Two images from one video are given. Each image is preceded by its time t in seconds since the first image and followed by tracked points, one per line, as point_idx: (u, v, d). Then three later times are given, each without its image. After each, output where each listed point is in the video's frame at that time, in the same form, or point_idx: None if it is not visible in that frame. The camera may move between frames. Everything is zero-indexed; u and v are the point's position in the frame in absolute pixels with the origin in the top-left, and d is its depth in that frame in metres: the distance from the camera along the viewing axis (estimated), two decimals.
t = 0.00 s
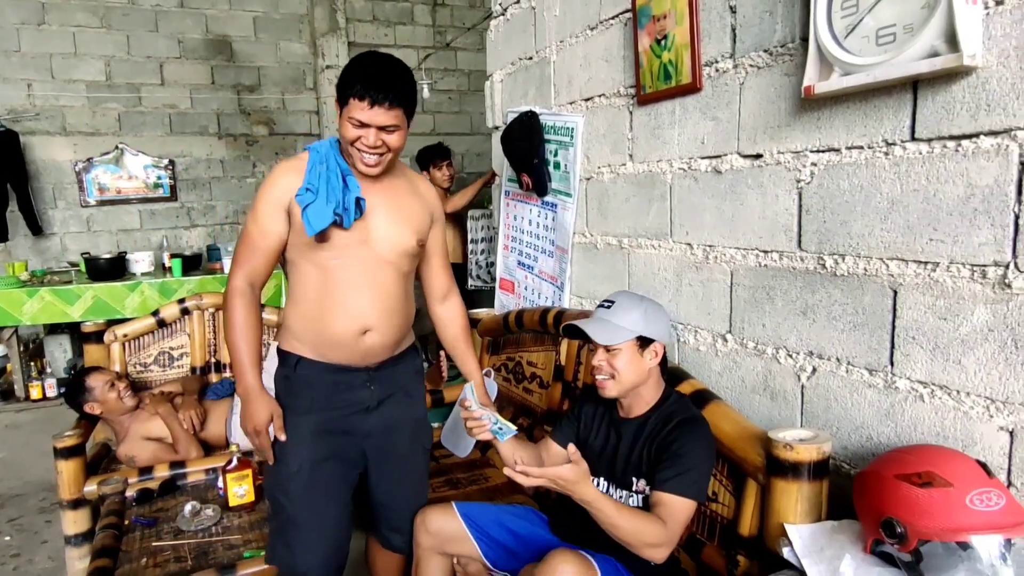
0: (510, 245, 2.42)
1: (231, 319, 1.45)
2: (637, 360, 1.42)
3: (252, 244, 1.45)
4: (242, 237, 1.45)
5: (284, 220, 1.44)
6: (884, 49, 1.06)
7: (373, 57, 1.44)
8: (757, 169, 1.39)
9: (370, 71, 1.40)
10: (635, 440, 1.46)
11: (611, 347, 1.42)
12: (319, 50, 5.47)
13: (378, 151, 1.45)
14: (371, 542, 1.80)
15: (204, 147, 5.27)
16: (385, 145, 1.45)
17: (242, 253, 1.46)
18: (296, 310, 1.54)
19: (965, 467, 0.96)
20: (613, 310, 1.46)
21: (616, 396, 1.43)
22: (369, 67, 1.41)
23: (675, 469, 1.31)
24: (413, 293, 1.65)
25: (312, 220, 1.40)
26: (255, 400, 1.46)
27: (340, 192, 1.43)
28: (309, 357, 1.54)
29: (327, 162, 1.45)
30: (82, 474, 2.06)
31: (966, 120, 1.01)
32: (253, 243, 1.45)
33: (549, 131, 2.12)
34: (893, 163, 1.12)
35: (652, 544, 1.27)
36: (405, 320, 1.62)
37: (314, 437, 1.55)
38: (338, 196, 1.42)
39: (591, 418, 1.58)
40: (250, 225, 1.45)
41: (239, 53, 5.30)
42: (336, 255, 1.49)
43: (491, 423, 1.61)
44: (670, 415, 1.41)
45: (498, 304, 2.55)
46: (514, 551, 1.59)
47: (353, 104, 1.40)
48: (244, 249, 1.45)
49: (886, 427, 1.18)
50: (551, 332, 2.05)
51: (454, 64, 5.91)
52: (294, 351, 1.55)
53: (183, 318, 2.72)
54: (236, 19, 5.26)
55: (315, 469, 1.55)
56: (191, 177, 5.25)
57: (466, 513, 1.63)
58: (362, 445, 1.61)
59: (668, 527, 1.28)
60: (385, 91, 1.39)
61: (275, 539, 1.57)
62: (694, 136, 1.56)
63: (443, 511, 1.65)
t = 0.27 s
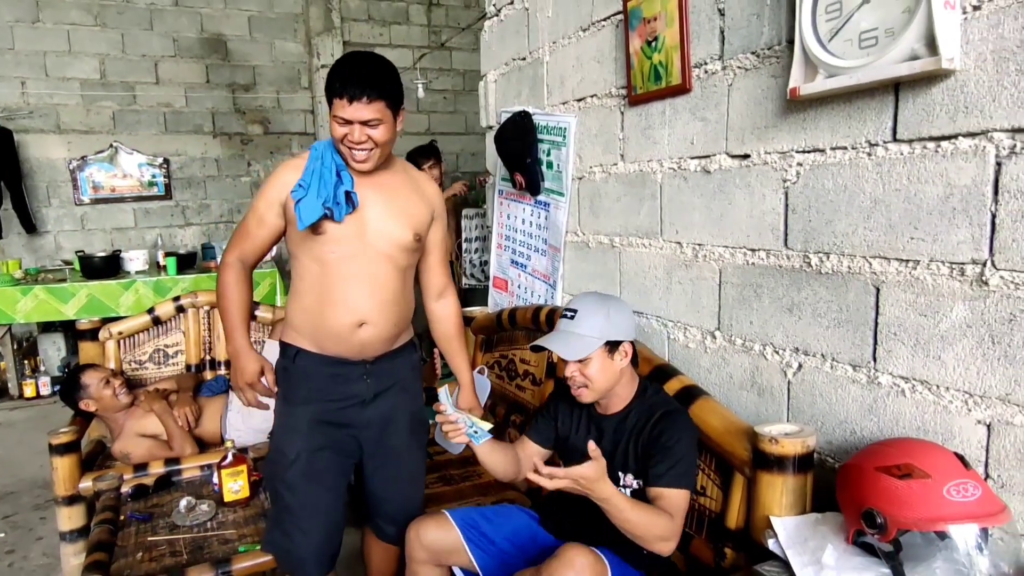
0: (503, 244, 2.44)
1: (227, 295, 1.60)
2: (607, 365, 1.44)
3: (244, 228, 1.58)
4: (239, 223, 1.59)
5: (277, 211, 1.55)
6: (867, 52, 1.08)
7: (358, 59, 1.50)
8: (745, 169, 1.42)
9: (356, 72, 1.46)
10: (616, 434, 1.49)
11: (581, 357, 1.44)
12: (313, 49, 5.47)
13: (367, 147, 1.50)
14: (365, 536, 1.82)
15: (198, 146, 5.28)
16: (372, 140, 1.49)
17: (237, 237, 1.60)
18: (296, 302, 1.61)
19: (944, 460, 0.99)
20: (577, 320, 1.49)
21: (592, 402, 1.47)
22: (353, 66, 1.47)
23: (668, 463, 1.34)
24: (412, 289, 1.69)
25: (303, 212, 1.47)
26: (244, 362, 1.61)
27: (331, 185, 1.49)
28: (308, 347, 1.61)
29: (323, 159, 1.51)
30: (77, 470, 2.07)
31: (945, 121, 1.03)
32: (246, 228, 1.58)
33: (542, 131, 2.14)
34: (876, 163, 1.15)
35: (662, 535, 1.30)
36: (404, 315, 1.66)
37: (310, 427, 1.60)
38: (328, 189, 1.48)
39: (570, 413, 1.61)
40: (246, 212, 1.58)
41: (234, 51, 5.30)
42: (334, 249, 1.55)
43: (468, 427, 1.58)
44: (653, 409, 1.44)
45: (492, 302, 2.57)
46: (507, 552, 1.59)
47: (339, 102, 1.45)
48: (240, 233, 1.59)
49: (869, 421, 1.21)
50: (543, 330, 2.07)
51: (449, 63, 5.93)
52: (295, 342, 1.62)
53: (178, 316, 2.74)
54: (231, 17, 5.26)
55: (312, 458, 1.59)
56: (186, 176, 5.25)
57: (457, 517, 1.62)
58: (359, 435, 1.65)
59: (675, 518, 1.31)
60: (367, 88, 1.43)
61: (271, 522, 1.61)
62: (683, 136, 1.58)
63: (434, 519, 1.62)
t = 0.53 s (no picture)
0: (501, 243, 2.46)
1: (231, 291, 1.63)
2: (592, 353, 1.46)
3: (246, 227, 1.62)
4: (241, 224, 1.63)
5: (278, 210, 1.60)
6: (859, 52, 1.10)
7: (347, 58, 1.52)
8: (740, 168, 1.44)
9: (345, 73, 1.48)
10: (590, 434, 1.48)
11: (570, 342, 1.45)
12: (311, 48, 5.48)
13: (355, 147, 1.52)
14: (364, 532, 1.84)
15: (196, 145, 5.28)
16: (360, 141, 1.51)
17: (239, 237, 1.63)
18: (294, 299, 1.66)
19: (933, 452, 1.01)
20: (568, 303, 1.49)
21: (569, 389, 1.47)
22: (342, 67, 1.49)
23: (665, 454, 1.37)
24: (406, 287, 1.74)
25: (298, 213, 1.52)
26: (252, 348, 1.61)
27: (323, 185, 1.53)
28: (305, 343, 1.66)
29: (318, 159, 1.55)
30: (77, 467, 2.08)
31: (936, 120, 1.05)
32: (248, 227, 1.62)
33: (540, 130, 2.16)
34: (868, 162, 1.17)
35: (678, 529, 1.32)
36: (397, 313, 1.71)
37: (305, 424, 1.64)
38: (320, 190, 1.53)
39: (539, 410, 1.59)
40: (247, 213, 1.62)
41: (232, 50, 5.30)
42: (331, 248, 1.60)
43: (441, 429, 1.46)
44: (625, 406, 1.45)
45: (490, 300, 2.59)
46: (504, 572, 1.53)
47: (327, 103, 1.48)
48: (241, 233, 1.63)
49: (862, 416, 1.23)
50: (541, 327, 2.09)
51: (447, 63, 5.95)
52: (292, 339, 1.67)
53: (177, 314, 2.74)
54: (229, 16, 5.26)
55: (307, 454, 1.63)
56: (183, 174, 5.26)
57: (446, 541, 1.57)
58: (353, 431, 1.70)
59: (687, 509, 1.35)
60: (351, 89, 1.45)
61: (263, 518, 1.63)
62: (680, 135, 1.60)
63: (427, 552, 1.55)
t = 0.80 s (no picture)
0: (501, 241, 2.47)
1: (207, 296, 1.59)
2: (565, 356, 1.46)
3: (219, 229, 1.57)
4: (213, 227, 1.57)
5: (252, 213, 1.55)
6: (856, 53, 1.11)
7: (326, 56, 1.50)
8: (738, 167, 1.45)
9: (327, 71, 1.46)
10: (564, 440, 1.47)
11: (545, 342, 1.45)
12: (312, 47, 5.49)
13: (337, 148, 1.51)
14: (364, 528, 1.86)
15: (196, 143, 5.29)
16: (343, 140, 1.50)
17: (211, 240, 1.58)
18: (273, 304, 1.63)
19: (927, 448, 1.02)
20: (543, 304, 1.48)
21: (541, 392, 1.45)
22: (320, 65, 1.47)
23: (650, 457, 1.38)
24: (391, 289, 1.72)
25: (276, 219, 1.49)
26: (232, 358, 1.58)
27: (302, 189, 1.51)
28: (285, 350, 1.63)
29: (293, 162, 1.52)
30: (78, 463, 2.09)
31: (931, 120, 1.07)
32: (221, 230, 1.57)
33: (540, 129, 2.17)
34: (865, 161, 1.18)
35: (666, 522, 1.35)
36: (381, 315, 1.70)
37: (308, 423, 1.64)
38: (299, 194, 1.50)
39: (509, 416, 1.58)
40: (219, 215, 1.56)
41: (232, 49, 5.31)
42: (312, 253, 1.58)
43: (417, 422, 1.41)
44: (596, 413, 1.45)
45: (489, 299, 2.60)
46: (490, 566, 1.56)
47: (306, 105, 1.46)
48: (214, 235, 1.57)
49: (858, 413, 1.24)
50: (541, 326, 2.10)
51: (447, 62, 5.97)
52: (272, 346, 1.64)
53: (177, 312, 2.76)
54: (229, 15, 5.27)
55: (284, 469, 1.63)
56: (184, 173, 5.27)
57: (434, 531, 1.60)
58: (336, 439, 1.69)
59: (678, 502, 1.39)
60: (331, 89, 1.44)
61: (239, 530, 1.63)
62: (679, 134, 1.61)
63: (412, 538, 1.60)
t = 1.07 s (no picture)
0: (502, 241, 2.48)
1: (166, 306, 1.56)
2: (576, 357, 1.47)
3: (173, 238, 1.52)
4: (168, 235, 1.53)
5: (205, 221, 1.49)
6: (857, 56, 1.13)
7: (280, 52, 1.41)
8: (739, 169, 1.46)
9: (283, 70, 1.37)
10: (571, 444, 1.48)
11: (557, 341, 1.46)
12: (314, 45, 5.49)
13: (297, 152, 1.44)
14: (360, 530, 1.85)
15: (198, 140, 5.30)
16: (302, 143, 1.43)
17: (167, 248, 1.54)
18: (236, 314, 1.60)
19: (925, 448, 1.03)
20: (558, 303, 1.49)
21: (551, 392, 1.45)
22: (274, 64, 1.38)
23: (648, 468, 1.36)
24: (360, 294, 1.67)
25: (228, 233, 1.41)
26: (191, 371, 1.55)
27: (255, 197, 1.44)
28: (250, 361, 1.60)
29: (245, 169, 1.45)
30: (79, 459, 2.10)
31: (931, 124, 1.08)
32: (175, 238, 1.52)
33: (542, 130, 2.18)
34: (865, 164, 1.19)
35: (633, 540, 1.33)
36: (350, 324, 1.65)
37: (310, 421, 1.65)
38: (253, 203, 1.43)
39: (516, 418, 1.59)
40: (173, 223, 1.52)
41: (234, 46, 5.31)
42: (273, 264, 1.53)
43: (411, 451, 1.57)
44: (602, 418, 1.45)
45: (490, 298, 2.61)
46: (490, 569, 1.54)
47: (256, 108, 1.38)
48: (169, 244, 1.53)
49: (856, 413, 1.26)
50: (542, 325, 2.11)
51: (449, 62, 5.98)
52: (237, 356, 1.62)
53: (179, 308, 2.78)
54: (231, 13, 5.28)
55: (270, 474, 1.63)
56: (185, 170, 5.27)
57: (433, 533, 1.58)
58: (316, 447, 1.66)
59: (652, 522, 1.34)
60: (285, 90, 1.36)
61: (213, 542, 1.60)
62: (681, 136, 1.62)
63: (411, 542, 1.58)
